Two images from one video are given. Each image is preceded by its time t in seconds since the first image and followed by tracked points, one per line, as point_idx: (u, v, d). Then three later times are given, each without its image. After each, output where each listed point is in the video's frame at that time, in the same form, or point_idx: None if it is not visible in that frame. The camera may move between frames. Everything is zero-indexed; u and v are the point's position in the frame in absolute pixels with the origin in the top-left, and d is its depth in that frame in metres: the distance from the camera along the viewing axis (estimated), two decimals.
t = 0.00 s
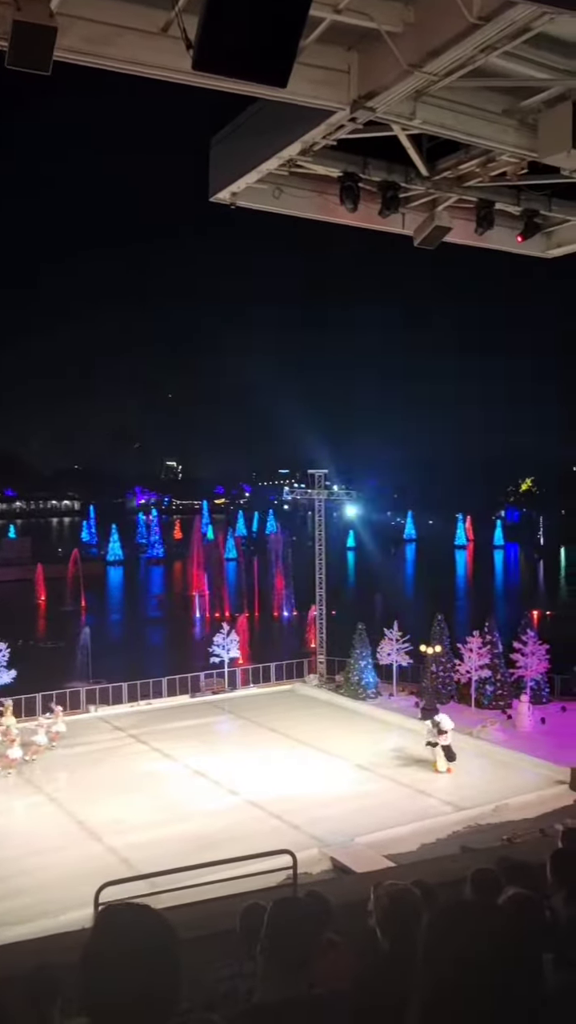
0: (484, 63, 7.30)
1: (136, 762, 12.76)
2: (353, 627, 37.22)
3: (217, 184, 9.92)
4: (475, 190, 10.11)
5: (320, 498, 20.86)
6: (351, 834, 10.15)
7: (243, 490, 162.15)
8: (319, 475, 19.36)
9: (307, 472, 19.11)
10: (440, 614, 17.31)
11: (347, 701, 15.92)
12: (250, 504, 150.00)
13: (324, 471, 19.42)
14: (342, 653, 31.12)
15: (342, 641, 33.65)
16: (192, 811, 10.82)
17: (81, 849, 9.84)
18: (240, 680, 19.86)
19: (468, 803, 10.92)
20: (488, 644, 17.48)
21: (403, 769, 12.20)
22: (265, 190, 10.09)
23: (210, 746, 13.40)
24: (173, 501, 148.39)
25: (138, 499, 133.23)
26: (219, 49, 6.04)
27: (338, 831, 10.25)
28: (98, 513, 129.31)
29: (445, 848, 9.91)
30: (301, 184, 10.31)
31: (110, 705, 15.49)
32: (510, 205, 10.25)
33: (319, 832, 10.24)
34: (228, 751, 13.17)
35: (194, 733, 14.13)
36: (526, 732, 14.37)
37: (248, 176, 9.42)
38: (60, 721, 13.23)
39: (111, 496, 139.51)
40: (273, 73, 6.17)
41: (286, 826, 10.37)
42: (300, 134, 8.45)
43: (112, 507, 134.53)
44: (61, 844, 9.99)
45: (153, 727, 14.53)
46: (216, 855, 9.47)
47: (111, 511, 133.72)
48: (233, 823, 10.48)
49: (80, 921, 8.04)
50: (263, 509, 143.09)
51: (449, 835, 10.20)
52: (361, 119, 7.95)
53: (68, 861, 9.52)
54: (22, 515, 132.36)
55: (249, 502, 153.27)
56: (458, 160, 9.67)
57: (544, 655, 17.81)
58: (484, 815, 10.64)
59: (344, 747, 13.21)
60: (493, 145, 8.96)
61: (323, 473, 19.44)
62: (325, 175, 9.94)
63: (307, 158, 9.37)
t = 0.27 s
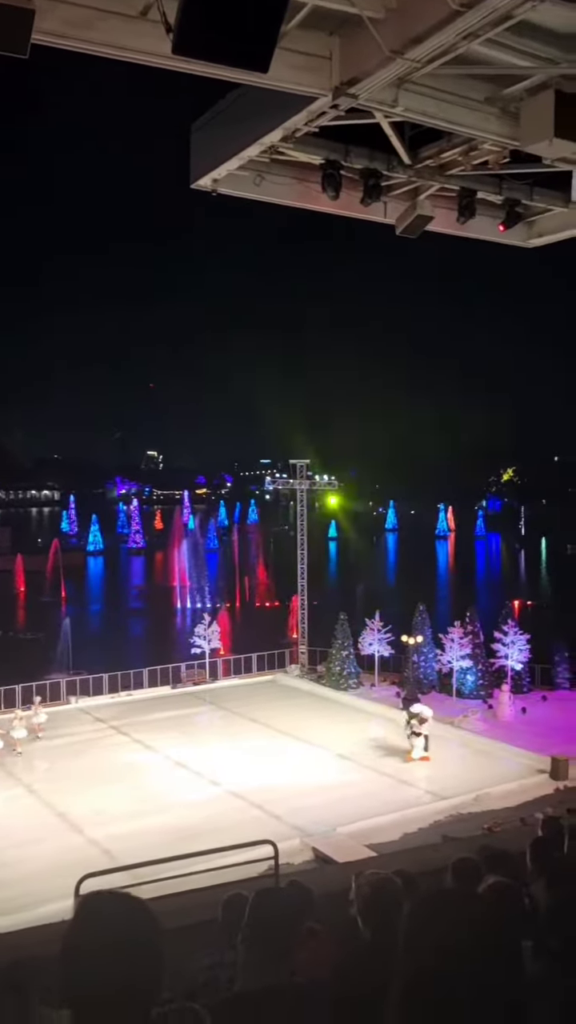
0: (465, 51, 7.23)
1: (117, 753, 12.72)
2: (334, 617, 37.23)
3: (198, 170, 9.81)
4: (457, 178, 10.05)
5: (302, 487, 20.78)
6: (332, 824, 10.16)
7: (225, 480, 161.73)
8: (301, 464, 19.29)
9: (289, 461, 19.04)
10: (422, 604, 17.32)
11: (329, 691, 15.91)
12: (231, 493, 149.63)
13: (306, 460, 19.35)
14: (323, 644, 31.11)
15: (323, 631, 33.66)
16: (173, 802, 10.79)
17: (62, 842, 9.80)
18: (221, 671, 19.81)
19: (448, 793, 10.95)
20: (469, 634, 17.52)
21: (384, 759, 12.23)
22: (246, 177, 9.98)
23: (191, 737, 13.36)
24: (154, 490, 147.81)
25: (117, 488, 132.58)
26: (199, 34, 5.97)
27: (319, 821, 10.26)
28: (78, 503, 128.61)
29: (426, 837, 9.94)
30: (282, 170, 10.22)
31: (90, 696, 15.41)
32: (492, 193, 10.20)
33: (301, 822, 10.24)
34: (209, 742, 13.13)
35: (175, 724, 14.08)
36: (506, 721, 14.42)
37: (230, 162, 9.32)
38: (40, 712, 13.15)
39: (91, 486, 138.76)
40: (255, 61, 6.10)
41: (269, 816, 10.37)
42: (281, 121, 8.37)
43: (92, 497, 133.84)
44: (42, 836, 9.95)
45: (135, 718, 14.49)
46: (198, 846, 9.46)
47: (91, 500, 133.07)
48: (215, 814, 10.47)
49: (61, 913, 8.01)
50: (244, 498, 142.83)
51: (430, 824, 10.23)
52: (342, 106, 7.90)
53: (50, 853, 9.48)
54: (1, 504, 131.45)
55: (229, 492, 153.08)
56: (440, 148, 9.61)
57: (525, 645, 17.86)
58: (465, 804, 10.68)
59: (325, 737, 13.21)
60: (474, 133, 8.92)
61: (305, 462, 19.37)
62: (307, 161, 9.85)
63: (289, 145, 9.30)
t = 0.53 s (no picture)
0: (471, 6, 6.49)
1: (93, 769, 11.94)
2: (328, 621, 36.47)
3: (180, 138, 9.04)
4: (460, 149, 9.30)
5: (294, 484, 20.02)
6: (327, 845, 9.40)
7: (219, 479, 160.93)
8: (292, 457, 18.53)
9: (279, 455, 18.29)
10: (424, 608, 16.67)
11: (322, 702, 15.16)
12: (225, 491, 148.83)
13: (297, 454, 18.60)
14: (317, 650, 30.35)
15: (317, 637, 32.91)
16: (155, 822, 10.02)
17: (34, 866, 9.03)
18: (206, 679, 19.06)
19: (451, 810, 10.20)
20: (475, 639, 16.82)
21: (382, 774, 11.46)
22: (233, 146, 9.21)
23: (175, 752, 12.58)
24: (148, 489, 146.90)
25: (102, 485, 131.43)
26: None
27: (312, 842, 9.50)
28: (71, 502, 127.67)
29: (428, 858, 9.19)
30: (271, 140, 9.45)
31: (66, 707, 14.64)
32: (498, 163, 9.48)
33: (292, 844, 9.48)
34: (194, 756, 12.36)
35: (158, 738, 13.32)
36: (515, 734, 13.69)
37: (214, 130, 8.57)
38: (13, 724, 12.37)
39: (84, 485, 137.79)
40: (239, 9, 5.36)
41: (257, 837, 9.61)
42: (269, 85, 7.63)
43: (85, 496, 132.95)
44: (12, 859, 9.18)
45: (112, 732, 13.66)
46: (182, 869, 8.71)
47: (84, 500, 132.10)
48: (201, 834, 9.71)
49: (33, 942, 7.33)
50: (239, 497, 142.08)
51: (432, 845, 9.48)
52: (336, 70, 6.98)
53: (20, 879, 8.71)
54: None
55: (222, 491, 152.25)
56: (442, 114, 8.84)
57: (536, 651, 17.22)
58: (471, 823, 9.92)
59: (318, 751, 12.45)
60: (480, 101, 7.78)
61: (297, 456, 18.62)
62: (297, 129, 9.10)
63: (279, 112, 8.56)
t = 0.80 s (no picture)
0: None
1: (70, 792, 11.10)
2: (323, 630, 35.60)
3: (162, 101, 8.20)
4: (469, 112, 8.43)
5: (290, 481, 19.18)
6: (324, 874, 8.59)
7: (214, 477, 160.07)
8: (286, 451, 17.67)
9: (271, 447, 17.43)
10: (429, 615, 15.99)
11: (317, 717, 14.34)
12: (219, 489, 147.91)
13: (291, 447, 17.76)
14: (311, 661, 29.47)
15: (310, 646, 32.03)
16: (136, 849, 9.21)
17: (4, 898, 8.23)
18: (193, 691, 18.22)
19: (459, 835, 9.40)
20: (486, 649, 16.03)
21: (383, 795, 10.65)
22: (220, 109, 8.38)
23: (159, 773, 11.75)
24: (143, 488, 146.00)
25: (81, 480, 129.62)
26: None
27: (308, 870, 8.69)
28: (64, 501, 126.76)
29: (436, 888, 8.38)
30: (263, 102, 8.62)
31: (41, 724, 13.80)
32: (510, 128, 8.65)
33: (285, 872, 8.68)
34: (179, 778, 11.53)
35: (141, 758, 12.48)
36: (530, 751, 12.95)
37: (200, 93, 7.75)
38: None
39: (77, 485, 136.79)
40: None
41: (247, 865, 8.81)
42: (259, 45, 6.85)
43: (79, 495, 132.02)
44: None
45: (87, 752, 12.81)
46: (165, 901, 7.92)
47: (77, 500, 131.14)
48: (186, 862, 8.90)
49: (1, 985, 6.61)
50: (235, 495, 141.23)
51: (440, 873, 8.67)
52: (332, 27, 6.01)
53: None
54: None
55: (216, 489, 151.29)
56: (449, 75, 8.01)
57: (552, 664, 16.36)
58: (482, 849, 9.12)
59: (312, 772, 11.62)
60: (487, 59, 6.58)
61: (291, 449, 17.77)
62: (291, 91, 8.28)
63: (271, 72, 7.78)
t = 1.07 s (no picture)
0: None
1: (29, 816, 10.21)
2: (307, 634, 34.70)
3: (127, 48, 7.25)
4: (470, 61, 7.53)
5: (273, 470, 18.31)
6: (308, 904, 7.77)
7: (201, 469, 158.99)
8: (266, 438, 16.77)
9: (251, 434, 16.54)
10: (426, 621, 15.31)
11: (300, 732, 13.52)
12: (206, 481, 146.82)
13: (272, 433, 16.87)
14: (293, 669, 28.60)
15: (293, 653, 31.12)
16: (100, 879, 8.36)
17: None
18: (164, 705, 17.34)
19: (456, 861, 8.59)
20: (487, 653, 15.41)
21: (373, 817, 9.83)
22: (193, 56, 7.47)
23: (127, 795, 10.88)
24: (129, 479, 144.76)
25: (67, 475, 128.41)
26: None
27: (290, 900, 7.86)
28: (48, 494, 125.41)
29: (432, 921, 7.57)
30: (239, 49, 7.70)
31: None
32: (516, 80, 7.78)
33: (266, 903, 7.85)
34: (149, 800, 10.67)
35: (107, 779, 11.62)
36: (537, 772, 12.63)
37: (170, 39, 6.83)
38: None
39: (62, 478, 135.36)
40: None
41: (224, 894, 7.99)
42: None
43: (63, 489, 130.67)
44: None
45: (47, 773, 11.90)
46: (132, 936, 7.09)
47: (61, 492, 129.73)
48: (156, 893, 8.07)
49: None
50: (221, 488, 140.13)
51: (436, 905, 7.86)
52: None
53: None
54: None
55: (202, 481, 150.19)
56: (447, 21, 7.12)
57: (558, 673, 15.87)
58: (482, 877, 8.32)
59: (293, 793, 10.79)
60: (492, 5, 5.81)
61: (272, 435, 16.88)
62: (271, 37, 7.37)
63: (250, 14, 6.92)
